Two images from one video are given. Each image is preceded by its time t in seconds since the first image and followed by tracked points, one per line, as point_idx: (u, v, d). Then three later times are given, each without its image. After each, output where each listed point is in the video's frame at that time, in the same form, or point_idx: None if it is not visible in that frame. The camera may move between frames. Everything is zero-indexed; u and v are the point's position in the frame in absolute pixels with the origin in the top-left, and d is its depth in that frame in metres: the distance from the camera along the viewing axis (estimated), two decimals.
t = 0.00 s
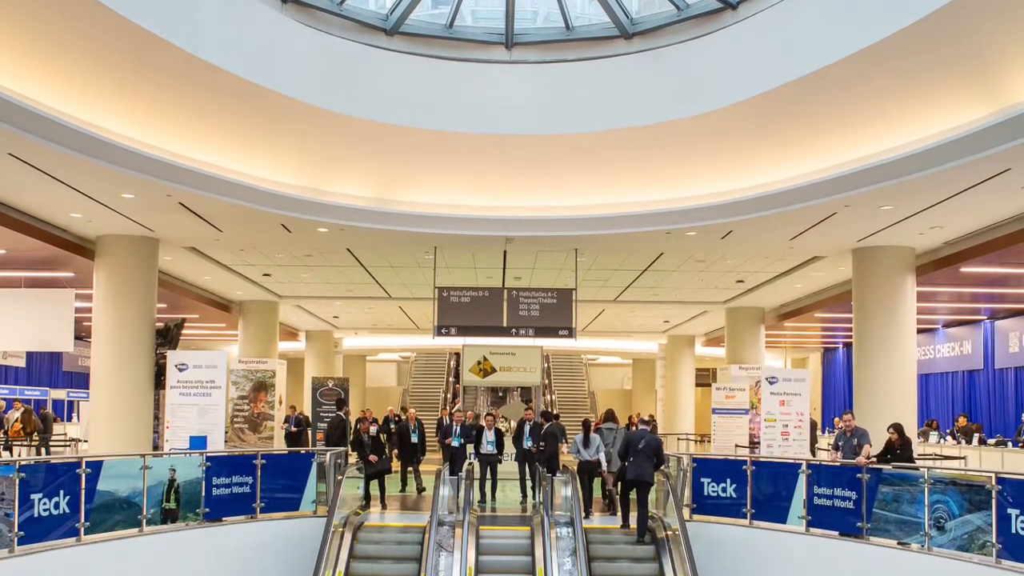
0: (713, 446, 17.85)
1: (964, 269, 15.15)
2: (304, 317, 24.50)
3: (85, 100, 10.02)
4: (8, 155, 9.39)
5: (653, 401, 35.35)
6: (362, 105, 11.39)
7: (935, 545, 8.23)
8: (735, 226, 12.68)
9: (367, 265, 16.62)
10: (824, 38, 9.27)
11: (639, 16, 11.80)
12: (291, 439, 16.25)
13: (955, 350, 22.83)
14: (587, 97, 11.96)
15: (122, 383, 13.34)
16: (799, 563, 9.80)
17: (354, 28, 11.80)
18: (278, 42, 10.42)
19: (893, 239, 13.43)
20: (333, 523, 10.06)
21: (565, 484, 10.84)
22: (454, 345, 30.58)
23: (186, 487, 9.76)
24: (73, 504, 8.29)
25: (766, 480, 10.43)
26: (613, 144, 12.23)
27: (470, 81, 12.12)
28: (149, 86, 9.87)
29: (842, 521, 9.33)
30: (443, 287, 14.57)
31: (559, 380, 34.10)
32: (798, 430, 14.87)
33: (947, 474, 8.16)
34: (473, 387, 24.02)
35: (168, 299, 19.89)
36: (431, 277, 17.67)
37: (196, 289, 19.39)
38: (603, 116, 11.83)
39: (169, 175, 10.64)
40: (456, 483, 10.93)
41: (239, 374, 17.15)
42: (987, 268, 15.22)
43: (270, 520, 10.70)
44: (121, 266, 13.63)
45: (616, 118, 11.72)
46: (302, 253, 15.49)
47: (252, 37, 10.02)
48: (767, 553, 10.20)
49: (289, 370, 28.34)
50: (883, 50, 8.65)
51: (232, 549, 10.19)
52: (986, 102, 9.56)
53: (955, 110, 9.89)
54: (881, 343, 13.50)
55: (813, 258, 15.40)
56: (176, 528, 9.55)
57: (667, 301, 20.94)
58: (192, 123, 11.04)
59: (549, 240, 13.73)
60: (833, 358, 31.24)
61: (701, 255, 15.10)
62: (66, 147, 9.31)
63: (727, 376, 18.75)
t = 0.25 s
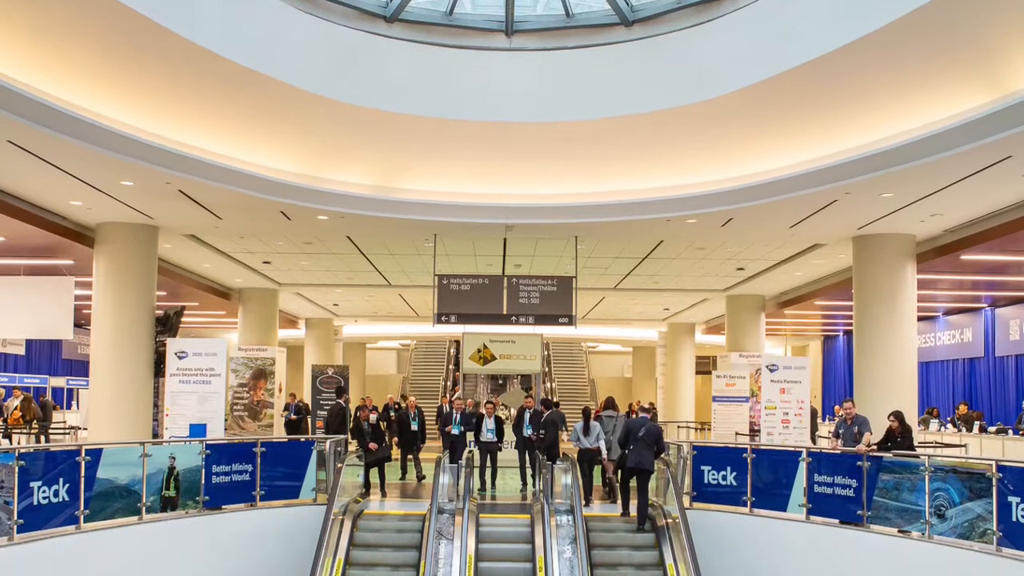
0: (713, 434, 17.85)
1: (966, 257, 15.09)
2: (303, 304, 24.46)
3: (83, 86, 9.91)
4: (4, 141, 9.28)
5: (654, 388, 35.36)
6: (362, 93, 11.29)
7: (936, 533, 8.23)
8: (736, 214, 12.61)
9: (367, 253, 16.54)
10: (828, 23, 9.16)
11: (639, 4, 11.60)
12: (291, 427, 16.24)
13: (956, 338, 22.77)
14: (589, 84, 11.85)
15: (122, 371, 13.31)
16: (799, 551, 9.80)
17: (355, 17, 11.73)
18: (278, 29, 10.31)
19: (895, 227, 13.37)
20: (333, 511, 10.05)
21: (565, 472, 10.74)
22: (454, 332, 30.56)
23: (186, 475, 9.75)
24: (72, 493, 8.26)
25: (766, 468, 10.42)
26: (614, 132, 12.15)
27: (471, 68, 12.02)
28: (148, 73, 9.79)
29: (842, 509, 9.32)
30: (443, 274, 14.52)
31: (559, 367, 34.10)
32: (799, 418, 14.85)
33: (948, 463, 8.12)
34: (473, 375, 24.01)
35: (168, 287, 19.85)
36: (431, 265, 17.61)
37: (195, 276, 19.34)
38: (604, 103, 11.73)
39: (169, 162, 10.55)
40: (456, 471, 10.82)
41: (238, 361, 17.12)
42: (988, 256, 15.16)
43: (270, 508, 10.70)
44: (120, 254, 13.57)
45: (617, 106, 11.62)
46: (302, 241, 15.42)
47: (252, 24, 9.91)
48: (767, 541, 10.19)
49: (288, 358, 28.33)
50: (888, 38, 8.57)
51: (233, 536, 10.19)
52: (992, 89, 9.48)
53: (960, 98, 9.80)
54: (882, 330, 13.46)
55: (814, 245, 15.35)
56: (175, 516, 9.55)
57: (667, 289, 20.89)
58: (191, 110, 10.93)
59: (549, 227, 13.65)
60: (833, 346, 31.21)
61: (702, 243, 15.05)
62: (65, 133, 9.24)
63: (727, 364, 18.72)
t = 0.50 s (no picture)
0: (713, 421, 17.84)
1: (966, 244, 15.03)
2: (303, 292, 24.42)
3: (81, 72, 9.81)
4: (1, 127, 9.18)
5: (654, 376, 35.39)
6: (362, 81, 11.20)
7: (936, 521, 8.19)
8: (736, 201, 12.54)
9: (367, 240, 16.49)
10: (831, 9, 9.06)
11: None
12: (290, 415, 16.23)
13: (957, 326, 22.73)
14: (589, 72, 11.76)
15: (121, 360, 13.28)
16: (799, 538, 9.79)
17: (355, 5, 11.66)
18: (278, 16, 10.21)
19: (895, 215, 13.30)
20: (333, 499, 10.05)
21: (565, 460, 10.77)
22: (454, 320, 30.54)
23: (186, 462, 9.74)
24: (71, 480, 8.23)
25: (766, 456, 10.40)
26: (614, 120, 12.07)
27: (470, 56, 11.93)
28: (146, 60, 9.69)
29: (843, 498, 9.30)
30: (443, 262, 14.47)
31: (559, 355, 34.11)
32: (799, 406, 14.83)
33: (949, 450, 8.08)
34: (473, 363, 23.99)
35: (167, 274, 19.80)
36: (431, 252, 17.56)
37: (194, 264, 19.29)
38: (604, 90, 11.64)
39: (168, 149, 10.47)
40: (456, 459, 10.89)
41: (238, 349, 17.10)
42: (989, 244, 15.11)
43: (270, 496, 10.70)
44: (119, 242, 13.51)
45: (618, 93, 11.52)
46: (302, 228, 15.36)
47: (252, 12, 9.81)
48: (766, 528, 10.20)
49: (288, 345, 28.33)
50: (895, 25, 8.48)
51: (233, 524, 10.19)
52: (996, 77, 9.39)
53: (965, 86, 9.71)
54: (882, 318, 13.43)
55: (815, 233, 15.29)
56: (175, 504, 9.53)
57: (668, 276, 20.85)
58: (190, 97, 10.83)
59: (550, 215, 13.58)
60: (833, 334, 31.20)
61: (703, 230, 14.99)
62: (64, 120, 9.16)
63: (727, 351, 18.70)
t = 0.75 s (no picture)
0: (713, 409, 17.83)
1: (967, 232, 14.98)
2: (303, 279, 24.38)
3: (79, 58, 9.71)
4: None
5: (654, 363, 35.40)
6: (362, 68, 11.10)
7: (936, 509, 8.16)
8: (736, 189, 12.47)
9: (367, 228, 16.43)
10: None
11: None
12: (290, 402, 16.21)
13: (957, 314, 22.70)
14: (590, 59, 11.67)
15: (120, 348, 13.25)
16: (798, 525, 9.79)
17: None
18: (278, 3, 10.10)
19: (896, 202, 13.24)
20: (333, 486, 10.04)
21: (565, 448, 10.77)
22: (454, 308, 30.53)
23: (185, 450, 9.73)
24: (70, 468, 8.20)
25: (767, 444, 10.42)
26: (614, 107, 12.00)
27: (470, 42, 11.85)
28: (145, 47, 9.60)
29: (844, 485, 9.29)
30: (443, 250, 14.41)
31: (559, 342, 34.12)
32: (799, 393, 14.81)
33: (949, 438, 8.03)
34: (473, 350, 23.97)
35: (167, 262, 19.76)
36: (431, 240, 17.51)
37: (194, 252, 19.25)
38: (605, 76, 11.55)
39: (166, 136, 10.39)
40: (456, 446, 10.90)
41: (238, 337, 17.08)
42: (990, 231, 15.06)
43: (270, 484, 10.70)
44: (118, 230, 13.44)
45: (620, 80, 11.42)
46: (301, 216, 15.30)
47: None
48: (766, 515, 10.21)
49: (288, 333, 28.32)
50: (899, 11, 8.39)
51: (233, 512, 10.18)
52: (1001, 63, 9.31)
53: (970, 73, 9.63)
54: (883, 306, 13.39)
55: (815, 220, 15.23)
56: (174, 492, 9.52)
57: (668, 264, 20.81)
58: (189, 84, 10.74)
59: (550, 202, 13.51)
60: (834, 321, 31.19)
61: (703, 218, 14.92)
62: (63, 108, 9.07)
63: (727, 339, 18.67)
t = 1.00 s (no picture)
0: (714, 396, 17.82)
1: (968, 219, 14.93)
2: (303, 267, 24.35)
3: (77, 46, 9.62)
4: None
5: (654, 351, 35.42)
6: (362, 56, 10.99)
7: (936, 497, 8.14)
8: (737, 176, 12.40)
9: (367, 215, 16.38)
10: None
11: None
12: (290, 390, 16.21)
13: (958, 301, 22.66)
14: (590, 46, 11.58)
15: (119, 336, 13.22)
16: (798, 512, 9.79)
17: None
18: None
19: (898, 190, 13.17)
20: (333, 474, 10.04)
21: (565, 436, 10.80)
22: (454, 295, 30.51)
23: (185, 438, 9.71)
24: (70, 456, 8.17)
25: (767, 432, 10.40)
26: (615, 94, 11.92)
27: (469, 29, 11.76)
28: (144, 34, 9.53)
29: (844, 473, 9.29)
30: (443, 237, 14.35)
31: (559, 330, 34.14)
32: (799, 381, 14.79)
33: (949, 426, 8.00)
34: (473, 338, 23.96)
35: (166, 249, 19.72)
36: (431, 227, 17.46)
37: (193, 239, 19.20)
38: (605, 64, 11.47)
39: (165, 124, 10.32)
40: (456, 434, 10.92)
41: (237, 325, 17.05)
42: (990, 219, 15.00)
43: (270, 471, 10.71)
44: (118, 217, 13.38)
45: (620, 67, 11.34)
46: (301, 203, 15.25)
47: None
48: (766, 503, 10.21)
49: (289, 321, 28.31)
50: None
51: (233, 500, 10.19)
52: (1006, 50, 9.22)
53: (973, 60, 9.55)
54: (884, 294, 13.35)
55: (816, 208, 15.17)
56: (174, 480, 9.51)
57: (668, 252, 20.76)
58: (187, 71, 10.65)
59: (550, 190, 13.45)
60: (834, 309, 31.19)
61: (704, 205, 14.86)
62: (60, 95, 9.00)
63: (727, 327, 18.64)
